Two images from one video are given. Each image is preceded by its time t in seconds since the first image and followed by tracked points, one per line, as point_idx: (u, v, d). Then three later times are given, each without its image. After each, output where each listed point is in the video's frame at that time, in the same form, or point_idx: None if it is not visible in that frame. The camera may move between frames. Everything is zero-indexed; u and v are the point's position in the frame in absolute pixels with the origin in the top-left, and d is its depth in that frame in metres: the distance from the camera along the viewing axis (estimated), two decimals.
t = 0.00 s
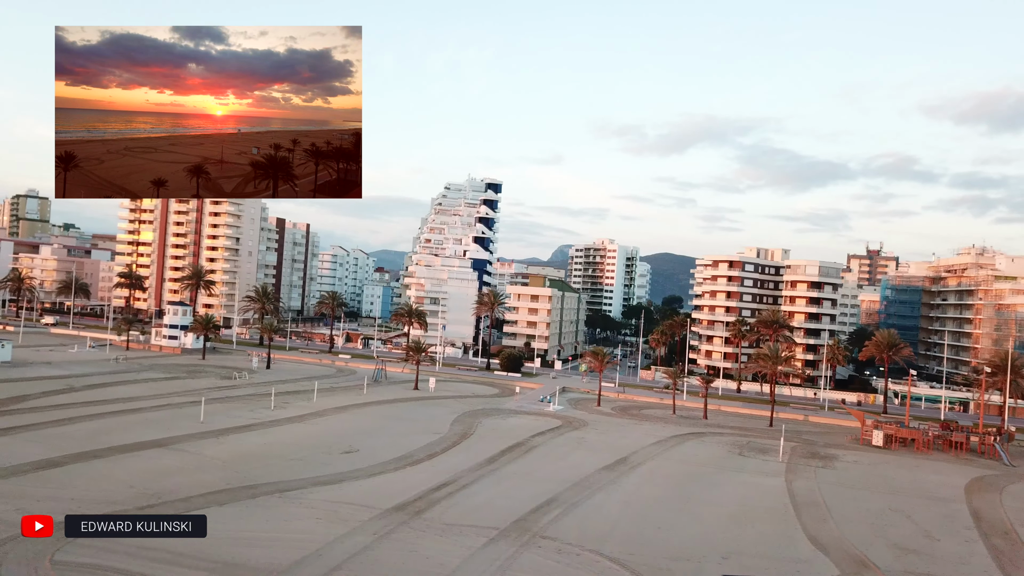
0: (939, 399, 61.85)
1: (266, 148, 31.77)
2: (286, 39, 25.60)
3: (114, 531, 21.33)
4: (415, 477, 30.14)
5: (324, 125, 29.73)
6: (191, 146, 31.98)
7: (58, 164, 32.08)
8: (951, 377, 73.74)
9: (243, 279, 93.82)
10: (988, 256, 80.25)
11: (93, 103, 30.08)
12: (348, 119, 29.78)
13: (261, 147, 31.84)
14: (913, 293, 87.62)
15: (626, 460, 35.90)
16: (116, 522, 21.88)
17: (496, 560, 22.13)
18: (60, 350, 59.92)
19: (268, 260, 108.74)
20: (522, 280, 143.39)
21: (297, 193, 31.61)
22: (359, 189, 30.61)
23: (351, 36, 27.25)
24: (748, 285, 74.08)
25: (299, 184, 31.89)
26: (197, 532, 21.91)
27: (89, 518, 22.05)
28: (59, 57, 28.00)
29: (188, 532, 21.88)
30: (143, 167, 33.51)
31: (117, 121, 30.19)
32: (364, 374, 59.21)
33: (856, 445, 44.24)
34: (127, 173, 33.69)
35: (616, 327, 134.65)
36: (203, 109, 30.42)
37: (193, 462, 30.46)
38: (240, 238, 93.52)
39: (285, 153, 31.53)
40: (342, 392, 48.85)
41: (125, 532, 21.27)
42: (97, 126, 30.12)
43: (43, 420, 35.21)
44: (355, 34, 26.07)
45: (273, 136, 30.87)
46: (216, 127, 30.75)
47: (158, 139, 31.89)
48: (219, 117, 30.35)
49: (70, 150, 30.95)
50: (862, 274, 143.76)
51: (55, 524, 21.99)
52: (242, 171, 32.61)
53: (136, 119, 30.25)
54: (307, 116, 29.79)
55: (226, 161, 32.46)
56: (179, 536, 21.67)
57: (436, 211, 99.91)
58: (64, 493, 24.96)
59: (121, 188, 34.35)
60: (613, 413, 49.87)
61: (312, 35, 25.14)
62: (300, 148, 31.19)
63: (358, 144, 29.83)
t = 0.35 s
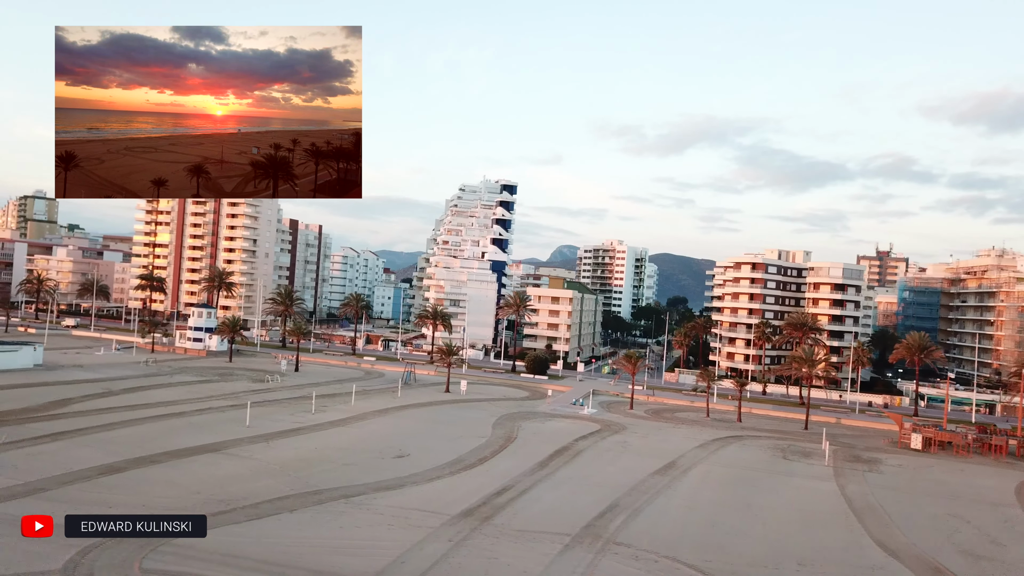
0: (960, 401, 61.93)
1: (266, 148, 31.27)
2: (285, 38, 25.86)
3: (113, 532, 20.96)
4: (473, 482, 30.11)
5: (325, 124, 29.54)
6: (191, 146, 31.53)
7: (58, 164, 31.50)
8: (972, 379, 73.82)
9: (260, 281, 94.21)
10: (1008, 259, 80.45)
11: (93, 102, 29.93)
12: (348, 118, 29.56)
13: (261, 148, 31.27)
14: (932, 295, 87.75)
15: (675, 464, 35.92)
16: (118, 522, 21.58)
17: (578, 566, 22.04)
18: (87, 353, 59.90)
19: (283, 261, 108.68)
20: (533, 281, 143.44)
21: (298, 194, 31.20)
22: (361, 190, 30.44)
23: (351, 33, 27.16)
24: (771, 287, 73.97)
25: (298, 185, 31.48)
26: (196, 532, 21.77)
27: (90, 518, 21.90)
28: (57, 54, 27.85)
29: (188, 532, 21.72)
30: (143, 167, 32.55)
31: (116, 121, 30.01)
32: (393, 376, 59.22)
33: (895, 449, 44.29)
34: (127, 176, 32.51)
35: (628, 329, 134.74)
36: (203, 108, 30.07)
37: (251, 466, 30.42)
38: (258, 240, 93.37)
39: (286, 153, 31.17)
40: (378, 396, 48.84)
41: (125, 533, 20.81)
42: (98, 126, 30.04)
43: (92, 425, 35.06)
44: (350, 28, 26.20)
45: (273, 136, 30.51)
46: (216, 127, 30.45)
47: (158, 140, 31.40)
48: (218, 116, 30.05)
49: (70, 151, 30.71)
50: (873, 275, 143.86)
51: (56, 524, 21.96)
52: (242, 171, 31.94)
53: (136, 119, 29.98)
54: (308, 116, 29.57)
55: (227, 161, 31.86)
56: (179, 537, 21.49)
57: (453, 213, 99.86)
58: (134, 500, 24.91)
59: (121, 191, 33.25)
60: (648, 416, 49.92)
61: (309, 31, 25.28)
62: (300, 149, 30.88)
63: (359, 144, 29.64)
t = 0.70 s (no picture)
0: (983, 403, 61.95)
1: (266, 149, 32.71)
2: (287, 39, 26.83)
3: (113, 532, 21.49)
4: (536, 488, 30.08)
5: (325, 125, 30.67)
6: (192, 146, 32.63)
7: (58, 164, 32.05)
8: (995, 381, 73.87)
9: (277, 282, 94.02)
10: None
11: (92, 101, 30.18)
12: (348, 120, 30.70)
13: (261, 148, 32.73)
14: (951, 297, 87.61)
15: (728, 469, 35.91)
16: (116, 522, 22.17)
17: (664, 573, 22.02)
18: (116, 355, 59.62)
19: (297, 263, 108.32)
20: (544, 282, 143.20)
21: (298, 194, 32.85)
22: (360, 190, 31.78)
23: (352, 36, 27.84)
24: (795, 289, 73.84)
25: (298, 184, 33.05)
26: (196, 532, 21.95)
27: (91, 518, 22.26)
28: (58, 54, 28.53)
29: (188, 532, 21.89)
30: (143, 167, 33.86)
31: (117, 121, 30.48)
32: (423, 379, 59.06)
33: (937, 452, 44.32)
34: (126, 175, 33.91)
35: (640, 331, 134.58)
36: (203, 108, 30.90)
37: (311, 472, 30.34)
38: (275, 242, 93.06)
39: (285, 153, 32.70)
40: (414, 399, 48.71)
41: (124, 533, 21.44)
42: (98, 126, 30.42)
43: (144, 431, 34.90)
44: (353, 32, 27.03)
45: (273, 137, 31.89)
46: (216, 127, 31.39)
47: (159, 140, 32.40)
48: (219, 116, 30.95)
49: (70, 151, 31.10)
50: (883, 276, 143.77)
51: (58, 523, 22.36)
52: (241, 170, 33.46)
53: (137, 119, 30.67)
54: (309, 116, 30.59)
55: (227, 160, 33.16)
56: (179, 536, 21.66)
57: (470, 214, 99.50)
58: (208, 507, 24.82)
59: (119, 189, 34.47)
60: (685, 420, 49.90)
61: (312, 33, 26.22)
62: (300, 149, 32.39)
63: (359, 145, 30.87)
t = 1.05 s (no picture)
0: (1007, 404, 61.79)
1: (265, 148, 32.01)
2: (286, 39, 27.20)
3: (112, 531, 21.79)
4: (595, 493, 30.09)
5: (325, 125, 30.66)
6: (192, 146, 31.94)
7: (57, 164, 31.03)
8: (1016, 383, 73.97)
9: (294, 283, 93.76)
10: None
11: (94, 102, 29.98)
12: (348, 120, 30.74)
13: (261, 147, 32.00)
14: (969, 299, 87.50)
15: (777, 473, 35.94)
16: (117, 522, 22.48)
17: None
18: (143, 358, 59.50)
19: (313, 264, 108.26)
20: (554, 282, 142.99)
21: (297, 193, 32.54)
22: (359, 188, 31.66)
23: (352, 34, 28.18)
24: (817, 291, 73.85)
25: (298, 184, 32.74)
26: (195, 531, 22.15)
27: (91, 519, 22.53)
28: (57, 54, 28.33)
29: (188, 532, 22.10)
30: (141, 167, 32.59)
31: (116, 121, 30.13)
32: (452, 382, 59.01)
33: (976, 455, 44.34)
34: (126, 175, 32.47)
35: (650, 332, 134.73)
36: (203, 108, 30.82)
37: (368, 476, 30.33)
38: (293, 243, 92.38)
39: (285, 153, 32.10)
40: (450, 402, 48.67)
41: (123, 532, 21.74)
42: (97, 125, 30.00)
43: (194, 434, 34.79)
44: (354, 31, 27.34)
45: (273, 137, 31.56)
46: (215, 127, 31.25)
47: (158, 140, 31.54)
48: (219, 116, 30.89)
49: (69, 150, 30.32)
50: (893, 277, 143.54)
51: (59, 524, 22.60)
52: (239, 169, 32.48)
53: (136, 119, 30.34)
54: (308, 116, 30.65)
55: (228, 161, 32.39)
56: (178, 536, 21.94)
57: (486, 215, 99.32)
58: (279, 512, 24.82)
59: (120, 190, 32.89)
60: (719, 423, 49.91)
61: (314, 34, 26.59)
62: (300, 148, 31.87)
63: (357, 143, 30.85)
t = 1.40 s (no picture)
0: None
1: (266, 147, 27.67)
2: (285, 39, 22.85)
3: (114, 531, 21.66)
4: (659, 498, 30.04)
5: (326, 125, 26.30)
6: (191, 145, 27.53)
7: (55, 163, 27.13)
8: None
9: (313, 285, 93.63)
10: None
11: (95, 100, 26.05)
12: (349, 118, 26.36)
13: (261, 146, 27.69)
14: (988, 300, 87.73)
15: (830, 477, 35.90)
16: (115, 522, 22.33)
17: None
18: (172, 361, 59.29)
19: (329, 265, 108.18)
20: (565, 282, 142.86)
21: (297, 194, 28.08)
22: (362, 191, 26.98)
23: (352, 32, 24.04)
24: (842, 293, 73.84)
25: (299, 184, 28.20)
26: (196, 531, 22.26)
27: (89, 519, 22.40)
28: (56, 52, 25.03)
29: (188, 532, 22.17)
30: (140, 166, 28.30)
31: (116, 121, 26.13)
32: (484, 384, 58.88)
33: (1019, 458, 44.37)
34: (125, 174, 28.22)
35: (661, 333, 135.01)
36: (202, 106, 26.35)
37: (431, 481, 30.23)
38: (312, 245, 92.27)
39: (286, 153, 27.63)
40: (489, 405, 48.50)
41: (125, 532, 21.63)
42: (96, 126, 26.04)
43: (248, 439, 34.65)
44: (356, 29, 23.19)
45: (274, 136, 27.06)
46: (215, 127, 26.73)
47: (155, 141, 27.35)
48: (218, 116, 26.37)
49: (69, 151, 26.47)
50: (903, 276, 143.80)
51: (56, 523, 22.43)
52: (241, 168, 28.14)
53: (135, 119, 26.15)
54: (309, 115, 26.32)
55: (227, 161, 27.94)
56: (179, 536, 21.96)
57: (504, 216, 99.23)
58: (357, 519, 24.75)
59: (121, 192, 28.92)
60: (757, 426, 49.91)
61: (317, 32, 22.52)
62: (300, 147, 27.40)
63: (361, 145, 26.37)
